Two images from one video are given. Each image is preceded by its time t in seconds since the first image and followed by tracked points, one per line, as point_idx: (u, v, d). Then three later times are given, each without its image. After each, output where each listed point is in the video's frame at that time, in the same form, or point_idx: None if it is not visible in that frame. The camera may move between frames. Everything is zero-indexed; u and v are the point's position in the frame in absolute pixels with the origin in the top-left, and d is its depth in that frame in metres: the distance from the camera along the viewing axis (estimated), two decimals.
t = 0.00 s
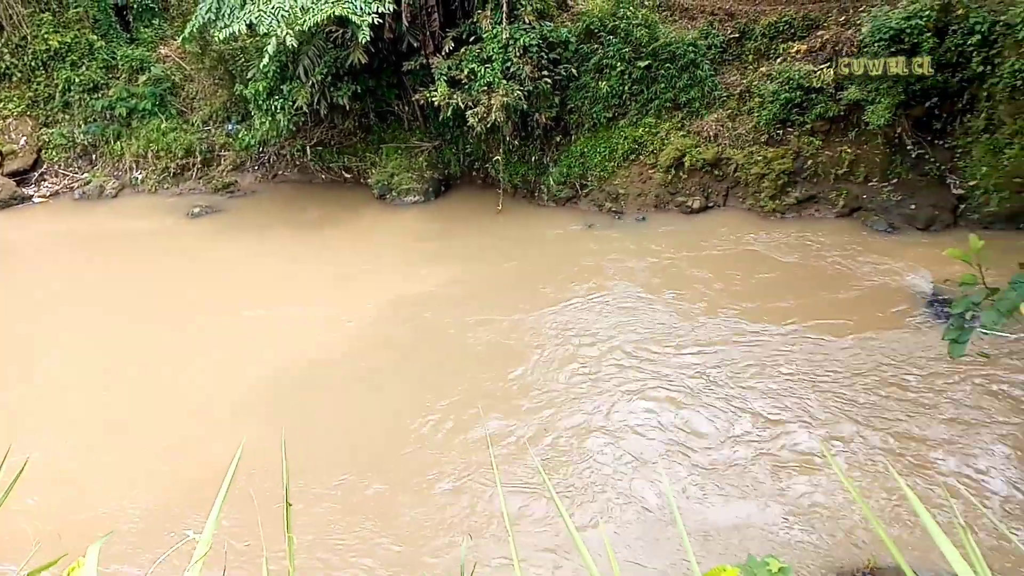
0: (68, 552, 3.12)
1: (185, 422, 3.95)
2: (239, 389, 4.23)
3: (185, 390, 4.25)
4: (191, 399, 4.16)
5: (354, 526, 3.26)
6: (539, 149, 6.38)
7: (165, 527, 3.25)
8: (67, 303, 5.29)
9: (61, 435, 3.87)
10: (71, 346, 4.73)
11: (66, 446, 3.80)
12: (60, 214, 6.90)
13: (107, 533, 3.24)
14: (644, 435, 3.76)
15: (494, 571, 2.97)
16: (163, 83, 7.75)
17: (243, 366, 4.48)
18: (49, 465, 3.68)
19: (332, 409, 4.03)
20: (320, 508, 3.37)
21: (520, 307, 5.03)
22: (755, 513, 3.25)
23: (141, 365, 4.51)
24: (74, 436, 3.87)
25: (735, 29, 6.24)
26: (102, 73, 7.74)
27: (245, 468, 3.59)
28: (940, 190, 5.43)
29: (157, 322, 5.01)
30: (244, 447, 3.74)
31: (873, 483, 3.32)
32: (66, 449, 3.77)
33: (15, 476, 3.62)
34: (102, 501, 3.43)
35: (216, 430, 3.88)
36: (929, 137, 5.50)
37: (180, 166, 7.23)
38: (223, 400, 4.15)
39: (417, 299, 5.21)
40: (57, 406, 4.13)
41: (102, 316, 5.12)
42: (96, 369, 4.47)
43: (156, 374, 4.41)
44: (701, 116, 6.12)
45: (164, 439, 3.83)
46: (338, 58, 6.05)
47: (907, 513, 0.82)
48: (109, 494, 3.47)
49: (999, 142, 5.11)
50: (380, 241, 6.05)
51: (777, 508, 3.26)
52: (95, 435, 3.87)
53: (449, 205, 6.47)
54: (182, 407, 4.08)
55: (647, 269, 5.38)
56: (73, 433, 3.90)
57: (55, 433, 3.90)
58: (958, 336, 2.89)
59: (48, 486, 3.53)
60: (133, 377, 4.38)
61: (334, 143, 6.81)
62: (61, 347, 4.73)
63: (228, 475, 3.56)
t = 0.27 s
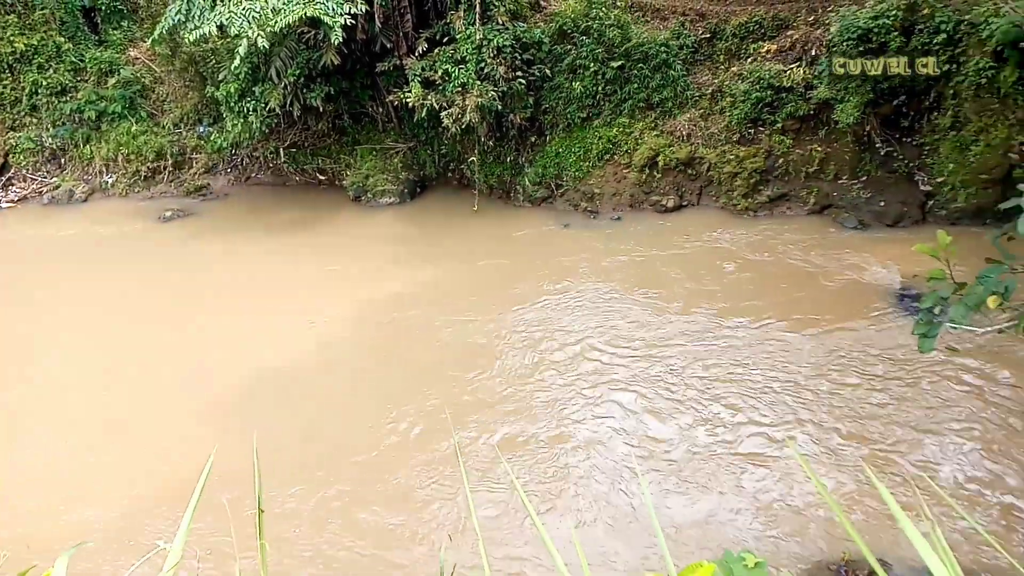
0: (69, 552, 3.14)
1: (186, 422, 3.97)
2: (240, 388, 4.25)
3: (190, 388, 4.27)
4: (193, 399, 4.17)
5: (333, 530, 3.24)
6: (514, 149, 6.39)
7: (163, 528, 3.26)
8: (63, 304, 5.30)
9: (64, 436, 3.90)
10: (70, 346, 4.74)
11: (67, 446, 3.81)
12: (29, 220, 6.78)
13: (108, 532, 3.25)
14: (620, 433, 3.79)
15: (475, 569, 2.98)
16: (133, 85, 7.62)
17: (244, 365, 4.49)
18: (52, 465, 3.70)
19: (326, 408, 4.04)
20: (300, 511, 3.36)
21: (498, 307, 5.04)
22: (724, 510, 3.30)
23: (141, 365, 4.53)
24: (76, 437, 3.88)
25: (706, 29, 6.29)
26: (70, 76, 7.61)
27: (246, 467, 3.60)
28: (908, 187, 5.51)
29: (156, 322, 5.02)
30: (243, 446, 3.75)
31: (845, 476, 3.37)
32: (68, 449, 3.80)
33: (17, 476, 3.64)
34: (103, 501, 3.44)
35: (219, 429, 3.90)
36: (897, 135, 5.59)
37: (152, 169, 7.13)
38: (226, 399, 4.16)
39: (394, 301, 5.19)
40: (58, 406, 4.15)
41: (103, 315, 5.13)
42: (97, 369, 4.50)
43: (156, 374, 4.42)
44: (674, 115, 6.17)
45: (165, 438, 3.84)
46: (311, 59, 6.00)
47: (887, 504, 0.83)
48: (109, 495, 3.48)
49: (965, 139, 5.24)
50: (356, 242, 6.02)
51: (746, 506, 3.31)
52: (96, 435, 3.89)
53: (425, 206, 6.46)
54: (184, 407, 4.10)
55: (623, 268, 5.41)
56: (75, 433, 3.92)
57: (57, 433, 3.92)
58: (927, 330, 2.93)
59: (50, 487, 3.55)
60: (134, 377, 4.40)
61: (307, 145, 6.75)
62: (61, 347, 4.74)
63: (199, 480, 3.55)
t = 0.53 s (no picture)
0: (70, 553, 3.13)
1: (183, 423, 3.96)
2: (240, 389, 4.24)
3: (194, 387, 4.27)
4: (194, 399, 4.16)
5: (318, 536, 3.22)
6: (495, 151, 6.38)
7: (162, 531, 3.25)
8: (58, 305, 5.27)
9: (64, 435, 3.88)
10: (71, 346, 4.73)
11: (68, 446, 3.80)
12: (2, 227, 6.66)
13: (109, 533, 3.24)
14: (602, 434, 3.81)
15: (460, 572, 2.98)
16: (109, 90, 7.57)
17: (242, 366, 4.48)
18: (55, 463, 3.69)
19: (320, 410, 4.02)
20: (284, 518, 3.33)
21: (482, 309, 5.03)
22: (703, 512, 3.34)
23: (141, 365, 4.52)
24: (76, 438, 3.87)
25: (685, 31, 6.33)
26: (45, 81, 7.51)
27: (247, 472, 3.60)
28: (886, 186, 5.57)
29: (156, 322, 5.01)
30: (243, 450, 3.75)
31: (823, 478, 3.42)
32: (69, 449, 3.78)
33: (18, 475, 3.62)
34: (103, 500, 3.43)
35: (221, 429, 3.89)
36: (874, 135, 5.63)
37: (129, 174, 7.06)
38: (228, 399, 4.16)
39: (377, 304, 5.17)
40: (57, 406, 4.13)
41: (103, 315, 5.12)
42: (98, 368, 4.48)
43: (156, 375, 4.41)
44: (654, 117, 6.20)
45: (164, 439, 3.83)
46: (290, 62, 5.96)
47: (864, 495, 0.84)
48: (110, 493, 3.47)
49: (940, 138, 5.32)
50: (337, 246, 5.98)
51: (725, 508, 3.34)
52: (95, 435, 3.87)
53: (407, 209, 6.44)
54: (185, 407, 4.08)
55: (605, 269, 5.42)
56: (76, 433, 3.90)
57: (58, 433, 3.90)
58: (906, 327, 2.95)
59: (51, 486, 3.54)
60: (133, 377, 4.39)
61: (287, 148, 6.70)
62: (61, 347, 4.73)
63: (177, 483, 3.53)
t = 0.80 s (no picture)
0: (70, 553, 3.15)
1: (179, 424, 3.96)
2: (238, 390, 4.25)
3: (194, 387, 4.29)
4: (194, 399, 4.18)
5: (297, 545, 3.18)
6: (471, 151, 6.37)
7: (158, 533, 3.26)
8: (57, 305, 5.29)
9: (66, 436, 3.90)
10: (71, 346, 4.75)
11: (68, 447, 3.82)
12: None
13: (107, 534, 3.26)
14: (580, 434, 3.82)
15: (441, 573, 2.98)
16: (78, 95, 7.44)
17: (239, 367, 4.49)
18: (57, 463, 3.71)
19: (308, 413, 4.01)
20: (261, 526, 3.30)
21: (459, 310, 5.01)
22: (678, 509, 3.35)
23: (141, 365, 4.54)
24: (76, 439, 3.88)
25: (657, 29, 6.37)
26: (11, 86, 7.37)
27: (245, 472, 3.60)
28: (857, 180, 5.65)
29: (152, 323, 5.02)
30: (240, 451, 3.75)
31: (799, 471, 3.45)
32: (71, 450, 3.81)
33: (19, 476, 3.64)
34: (103, 501, 3.45)
35: (222, 429, 3.91)
36: (845, 129, 5.74)
37: (99, 180, 6.95)
38: (227, 399, 4.17)
39: (354, 306, 5.13)
40: (58, 406, 4.15)
41: (103, 315, 5.14)
42: (99, 368, 4.50)
43: (155, 375, 4.42)
44: (629, 114, 6.22)
45: (163, 439, 3.84)
46: (261, 64, 5.91)
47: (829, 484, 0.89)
48: (109, 494, 3.49)
49: (910, 132, 5.41)
50: (313, 249, 5.93)
51: (701, 505, 3.36)
52: (97, 435, 3.89)
53: (382, 210, 6.41)
54: (186, 407, 4.10)
55: (582, 267, 5.42)
56: (77, 434, 3.92)
57: (59, 434, 3.92)
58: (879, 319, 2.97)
59: (51, 487, 3.55)
60: (133, 378, 4.40)
61: (260, 151, 6.66)
62: (61, 347, 4.75)
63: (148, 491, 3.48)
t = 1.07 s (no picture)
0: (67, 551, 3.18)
1: (180, 425, 4.00)
2: (240, 390, 4.28)
3: (193, 388, 4.32)
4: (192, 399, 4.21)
5: (270, 556, 3.15)
6: (444, 155, 6.35)
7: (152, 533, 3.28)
8: (56, 305, 5.33)
9: (66, 435, 3.94)
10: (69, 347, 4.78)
11: (68, 447, 3.85)
12: None
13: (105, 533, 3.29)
14: (554, 438, 3.81)
15: None
16: (41, 103, 7.29)
17: (235, 368, 4.51)
18: (58, 462, 3.75)
19: (290, 419, 3.98)
20: (232, 537, 3.25)
21: (433, 315, 4.98)
22: (652, 510, 3.36)
23: (139, 365, 4.57)
24: (76, 439, 3.91)
25: (626, 33, 6.42)
26: None
27: (242, 471, 3.63)
28: (825, 179, 5.72)
29: (149, 324, 5.05)
30: (239, 451, 3.77)
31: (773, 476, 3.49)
32: (71, 449, 3.84)
33: (20, 475, 3.68)
34: (103, 500, 3.47)
35: (219, 429, 3.94)
36: (812, 130, 5.82)
37: (65, 189, 6.83)
38: (223, 400, 4.19)
39: (326, 313, 5.08)
40: (60, 406, 4.18)
41: (102, 316, 5.17)
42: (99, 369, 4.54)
43: (153, 376, 4.45)
44: (600, 117, 6.24)
45: (163, 439, 3.88)
46: (229, 70, 5.86)
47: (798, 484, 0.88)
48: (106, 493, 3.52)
49: (876, 132, 5.51)
50: (284, 256, 5.87)
51: (674, 506, 3.37)
52: (99, 435, 3.93)
53: (355, 216, 6.36)
54: (188, 407, 4.14)
55: (556, 270, 5.43)
56: (78, 434, 3.95)
57: (58, 434, 3.96)
58: (849, 316, 3.02)
59: (50, 486, 3.59)
60: (132, 379, 4.44)
61: (230, 157, 6.59)
62: (60, 347, 4.79)
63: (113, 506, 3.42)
